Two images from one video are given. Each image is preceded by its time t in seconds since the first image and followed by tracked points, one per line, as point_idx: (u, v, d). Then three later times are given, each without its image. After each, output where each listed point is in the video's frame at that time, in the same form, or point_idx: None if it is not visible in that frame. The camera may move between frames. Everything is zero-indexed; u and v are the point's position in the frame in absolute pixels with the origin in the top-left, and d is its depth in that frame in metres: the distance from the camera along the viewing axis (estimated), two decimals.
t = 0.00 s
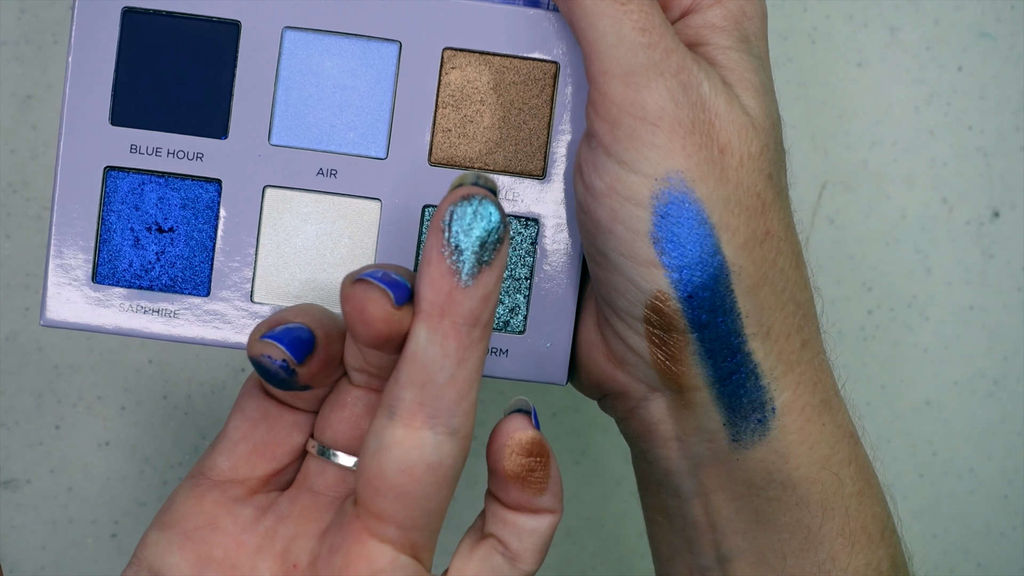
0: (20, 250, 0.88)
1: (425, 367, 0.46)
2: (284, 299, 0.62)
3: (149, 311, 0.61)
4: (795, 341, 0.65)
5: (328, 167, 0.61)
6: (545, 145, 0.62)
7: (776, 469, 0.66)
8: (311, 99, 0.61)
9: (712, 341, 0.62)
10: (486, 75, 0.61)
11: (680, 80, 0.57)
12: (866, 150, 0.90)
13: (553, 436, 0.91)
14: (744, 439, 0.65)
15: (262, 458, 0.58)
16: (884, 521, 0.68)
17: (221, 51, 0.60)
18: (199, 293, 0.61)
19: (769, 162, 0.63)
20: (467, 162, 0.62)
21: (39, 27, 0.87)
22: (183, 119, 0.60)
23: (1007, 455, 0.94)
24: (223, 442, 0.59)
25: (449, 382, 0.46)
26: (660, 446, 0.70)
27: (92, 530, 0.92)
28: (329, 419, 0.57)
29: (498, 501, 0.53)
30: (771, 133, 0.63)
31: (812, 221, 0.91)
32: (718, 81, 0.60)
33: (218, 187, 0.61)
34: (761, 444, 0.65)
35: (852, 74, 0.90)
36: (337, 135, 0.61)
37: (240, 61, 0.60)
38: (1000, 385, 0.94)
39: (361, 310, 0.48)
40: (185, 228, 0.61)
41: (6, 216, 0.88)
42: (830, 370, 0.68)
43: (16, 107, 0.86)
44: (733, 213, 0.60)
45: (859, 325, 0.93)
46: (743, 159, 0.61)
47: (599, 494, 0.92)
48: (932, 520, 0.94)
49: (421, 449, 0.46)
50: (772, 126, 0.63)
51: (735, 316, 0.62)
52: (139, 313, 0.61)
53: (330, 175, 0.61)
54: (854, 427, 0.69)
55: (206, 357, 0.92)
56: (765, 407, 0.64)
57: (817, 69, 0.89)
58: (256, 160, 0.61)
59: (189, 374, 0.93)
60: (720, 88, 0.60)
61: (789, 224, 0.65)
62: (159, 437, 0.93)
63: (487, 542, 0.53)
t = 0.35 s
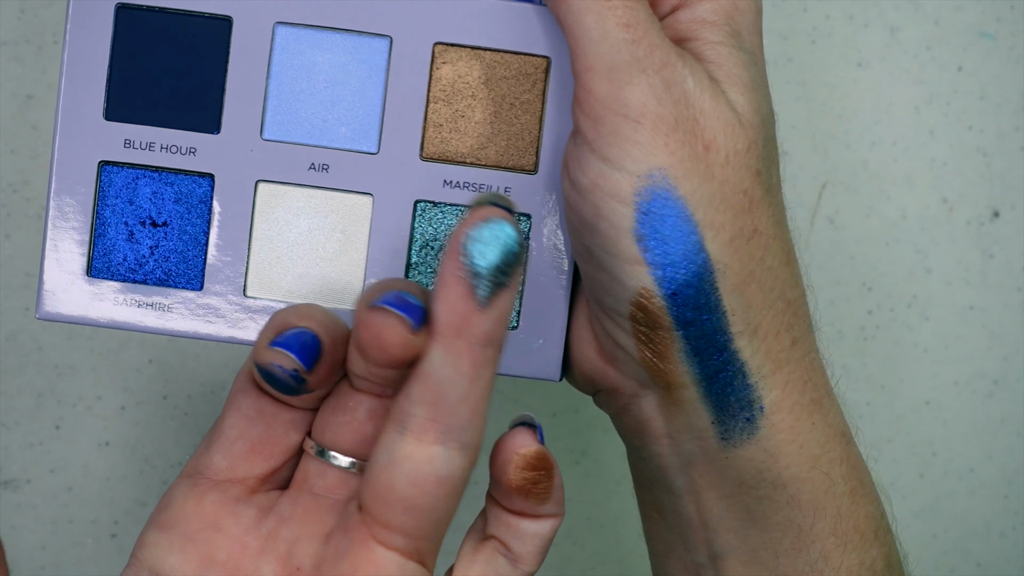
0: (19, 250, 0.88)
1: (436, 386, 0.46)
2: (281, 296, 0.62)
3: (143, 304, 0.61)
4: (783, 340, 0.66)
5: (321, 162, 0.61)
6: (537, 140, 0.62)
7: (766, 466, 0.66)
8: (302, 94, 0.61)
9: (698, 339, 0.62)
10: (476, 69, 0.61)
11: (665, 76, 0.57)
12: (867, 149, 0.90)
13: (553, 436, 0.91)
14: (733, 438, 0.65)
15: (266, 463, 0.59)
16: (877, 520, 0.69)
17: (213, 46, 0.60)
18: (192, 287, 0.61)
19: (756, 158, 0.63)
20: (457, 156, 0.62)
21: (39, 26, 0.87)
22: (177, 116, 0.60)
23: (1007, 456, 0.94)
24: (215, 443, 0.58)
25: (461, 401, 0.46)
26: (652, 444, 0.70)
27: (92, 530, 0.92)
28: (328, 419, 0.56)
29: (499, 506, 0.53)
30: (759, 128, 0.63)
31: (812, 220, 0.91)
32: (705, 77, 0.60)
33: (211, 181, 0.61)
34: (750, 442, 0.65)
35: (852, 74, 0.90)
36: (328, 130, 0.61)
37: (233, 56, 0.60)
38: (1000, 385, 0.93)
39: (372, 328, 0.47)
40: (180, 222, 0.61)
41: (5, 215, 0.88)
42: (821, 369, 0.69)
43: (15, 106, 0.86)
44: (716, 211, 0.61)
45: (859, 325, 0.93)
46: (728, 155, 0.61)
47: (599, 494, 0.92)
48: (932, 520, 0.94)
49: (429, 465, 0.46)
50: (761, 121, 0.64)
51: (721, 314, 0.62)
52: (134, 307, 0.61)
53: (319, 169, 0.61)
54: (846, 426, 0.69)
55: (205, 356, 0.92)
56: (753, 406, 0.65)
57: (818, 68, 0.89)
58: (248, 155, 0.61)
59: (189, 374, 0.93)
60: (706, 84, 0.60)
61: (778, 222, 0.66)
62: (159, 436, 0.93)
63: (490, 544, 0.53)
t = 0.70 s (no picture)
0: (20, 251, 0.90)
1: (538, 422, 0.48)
2: (215, 276, 0.72)
3: (90, 283, 0.72)
4: (679, 341, 0.69)
5: (249, 152, 0.70)
6: (451, 132, 0.69)
7: (663, 466, 0.70)
8: (236, 87, 0.70)
9: (582, 336, 0.67)
10: (396, 64, 0.69)
11: (551, 73, 0.62)
12: (866, 150, 0.90)
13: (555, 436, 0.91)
14: (627, 435, 0.69)
15: None
16: (790, 521, 0.72)
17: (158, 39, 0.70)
18: (133, 269, 0.72)
19: (651, 152, 0.66)
20: (377, 148, 0.70)
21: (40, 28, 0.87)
22: (120, 106, 0.71)
23: (1008, 456, 0.94)
24: (205, 507, 0.49)
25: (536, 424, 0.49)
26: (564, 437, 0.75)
27: (93, 530, 0.93)
28: (553, 483, 0.44)
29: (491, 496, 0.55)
30: (662, 123, 0.66)
31: (812, 221, 0.91)
32: (597, 72, 0.63)
33: (150, 169, 0.71)
34: (645, 440, 0.69)
35: (852, 74, 0.89)
36: (259, 121, 0.70)
37: (171, 49, 0.70)
38: (1001, 385, 0.93)
39: (477, 370, 0.46)
40: (129, 204, 0.72)
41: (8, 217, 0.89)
42: (728, 371, 0.72)
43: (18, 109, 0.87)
44: (599, 208, 0.65)
45: (859, 325, 0.93)
46: (616, 153, 0.65)
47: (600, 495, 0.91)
48: (931, 520, 0.94)
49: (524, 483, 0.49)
50: (663, 116, 0.66)
51: (603, 311, 0.67)
52: (80, 285, 0.72)
53: (247, 160, 0.70)
54: (756, 429, 0.72)
55: (206, 357, 0.92)
56: (643, 405, 0.69)
57: (817, 69, 0.89)
58: (185, 143, 0.71)
59: (189, 374, 0.93)
60: (599, 81, 0.63)
61: (679, 220, 0.69)
62: (159, 436, 0.93)
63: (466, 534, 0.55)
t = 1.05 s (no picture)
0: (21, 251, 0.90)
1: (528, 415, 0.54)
2: (181, 274, 0.72)
3: (62, 276, 0.72)
4: (616, 358, 0.70)
5: (216, 155, 0.71)
6: (411, 142, 0.70)
7: (600, 484, 0.71)
8: (206, 92, 0.71)
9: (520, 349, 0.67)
10: (359, 74, 0.69)
11: (495, 91, 0.61)
12: (866, 150, 0.90)
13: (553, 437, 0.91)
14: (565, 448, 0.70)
15: None
16: (733, 535, 0.73)
17: (134, 42, 0.71)
18: (104, 265, 0.72)
19: (593, 172, 0.66)
20: (339, 156, 0.70)
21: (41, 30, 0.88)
22: (98, 105, 0.72)
23: (1008, 456, 0.94)
24: (227, 545, 0.53)
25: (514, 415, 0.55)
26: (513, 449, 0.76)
27: (94, 529, 0.94)
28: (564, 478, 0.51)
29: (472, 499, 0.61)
30: (608, 143, 0.66)
31: (812, 220, 0.91)
32: (544, 91, 0.63)
33: (123, 168, 0.72)
34: (584, 454, 0.70)
35: (851, 74, 0.89)
36: (226, 126, 0.71)
37: (146, 52, 0.70)
38: (1000, 385, 0.93)
39: (476, 380, 0.52)
40: (102, 202, 0.72)
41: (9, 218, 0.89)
42: (669, 388, 0.72)
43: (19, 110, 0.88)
44: (537, 225, 0.65)
45: (859, 325, 0.93)
46: (558, 172, 0.65)
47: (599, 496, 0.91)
48: (930, 519, 0.95)
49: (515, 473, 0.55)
50: (610, 137, 0.66)
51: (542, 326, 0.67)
52: (53, 277, 0.72)
53: (215, 161, 0.71)
54: (697, 444, 0.72)
55: (206, 357, 0.92)
56: (581, 419, 0.69)
57: (818, 69, 0.89)
58: (155, 145, 0.71)
59: (188, 374, 0.93)
60: (545, 100, 0.63)
61: (621, 238, 0.69)
62: (159, 436, 0.93)
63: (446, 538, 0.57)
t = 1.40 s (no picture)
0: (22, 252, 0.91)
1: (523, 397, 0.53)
2: (171, 285, 0.73)
3: (54, 288, 0.73)
4: (590, 371, 0.70)
5: (201, 168, 0.71)
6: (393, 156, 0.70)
7: (579, 497, 0.71)
8: (191, 105, 0.71)
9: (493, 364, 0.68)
10: (340, 87, 0.69)
11: (466, 106, 0.62)
12: (865, 150, 0.90)
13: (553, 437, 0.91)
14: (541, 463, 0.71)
15: None
16: (711, 546, 0.73)
17: (120, 56, 0.71)
18: (94, 277, 0.73)
19: (566, 185, 0.66)
20: (321, 169, 0.70)
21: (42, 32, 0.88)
22: (87, 118, 0.72)
23: (1007, 456, 0.94)
24: (195, 522, 0.52)
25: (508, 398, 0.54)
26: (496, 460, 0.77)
27: (95, 528, 0.94)
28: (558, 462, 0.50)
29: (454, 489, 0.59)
30: (580, 156, 0.66)
31: (811, 221, 0.91)
32: (516, 106, 0.64)
33: (111, 182, 0.72)
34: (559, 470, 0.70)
35: (850, 75, 0.90)
36: (211, 139, 0.71)
37: (132, 67, 0.70)
38: (999, 385, 0.93)
39: (484, 355, 0.51)
40: (92, 215, 0.73)
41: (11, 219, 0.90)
42: (646, 400, 0.72)
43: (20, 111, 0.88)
44: (508, 239, 0.65)
45: (858, 325, 0.93)
46: (529, 187, 0.65)
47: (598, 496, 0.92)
48: (929, 518, 0.95)
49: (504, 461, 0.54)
50: (583, 150, 0.66)
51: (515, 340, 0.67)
52: (44, 289, 0.73)
53: (200, 175, 0.71)
54: (674, 455, 0.73)
55: (206, 357, 0.93)
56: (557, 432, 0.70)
57: (817, 69, 0.90)
58: (142, 158, 0.72)
59: (188, 374, 0.93)
60: (516, 115, 0.64)
61: (595, 251, 0.69)
62: (159, 436, 0.94)
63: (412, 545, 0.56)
